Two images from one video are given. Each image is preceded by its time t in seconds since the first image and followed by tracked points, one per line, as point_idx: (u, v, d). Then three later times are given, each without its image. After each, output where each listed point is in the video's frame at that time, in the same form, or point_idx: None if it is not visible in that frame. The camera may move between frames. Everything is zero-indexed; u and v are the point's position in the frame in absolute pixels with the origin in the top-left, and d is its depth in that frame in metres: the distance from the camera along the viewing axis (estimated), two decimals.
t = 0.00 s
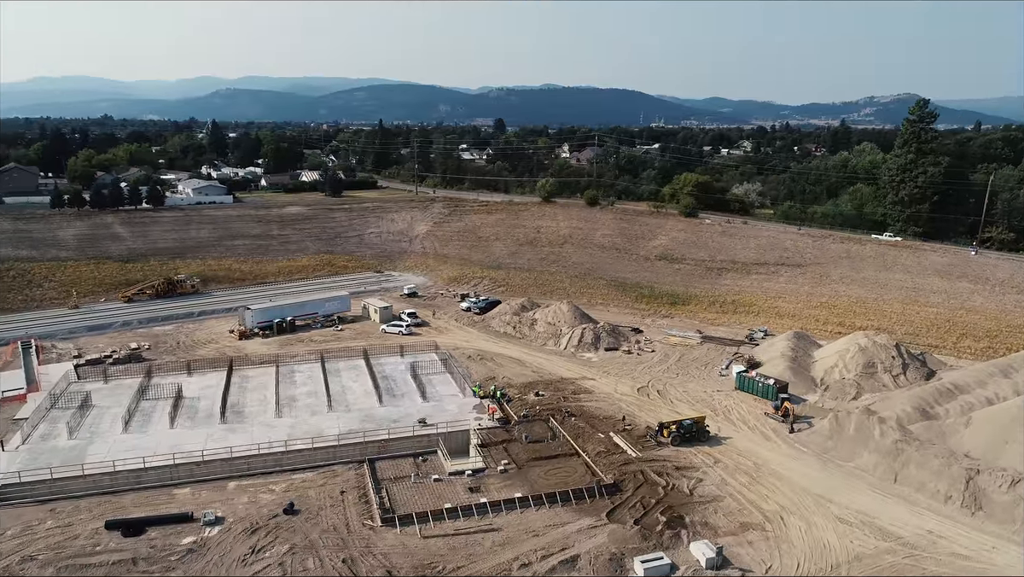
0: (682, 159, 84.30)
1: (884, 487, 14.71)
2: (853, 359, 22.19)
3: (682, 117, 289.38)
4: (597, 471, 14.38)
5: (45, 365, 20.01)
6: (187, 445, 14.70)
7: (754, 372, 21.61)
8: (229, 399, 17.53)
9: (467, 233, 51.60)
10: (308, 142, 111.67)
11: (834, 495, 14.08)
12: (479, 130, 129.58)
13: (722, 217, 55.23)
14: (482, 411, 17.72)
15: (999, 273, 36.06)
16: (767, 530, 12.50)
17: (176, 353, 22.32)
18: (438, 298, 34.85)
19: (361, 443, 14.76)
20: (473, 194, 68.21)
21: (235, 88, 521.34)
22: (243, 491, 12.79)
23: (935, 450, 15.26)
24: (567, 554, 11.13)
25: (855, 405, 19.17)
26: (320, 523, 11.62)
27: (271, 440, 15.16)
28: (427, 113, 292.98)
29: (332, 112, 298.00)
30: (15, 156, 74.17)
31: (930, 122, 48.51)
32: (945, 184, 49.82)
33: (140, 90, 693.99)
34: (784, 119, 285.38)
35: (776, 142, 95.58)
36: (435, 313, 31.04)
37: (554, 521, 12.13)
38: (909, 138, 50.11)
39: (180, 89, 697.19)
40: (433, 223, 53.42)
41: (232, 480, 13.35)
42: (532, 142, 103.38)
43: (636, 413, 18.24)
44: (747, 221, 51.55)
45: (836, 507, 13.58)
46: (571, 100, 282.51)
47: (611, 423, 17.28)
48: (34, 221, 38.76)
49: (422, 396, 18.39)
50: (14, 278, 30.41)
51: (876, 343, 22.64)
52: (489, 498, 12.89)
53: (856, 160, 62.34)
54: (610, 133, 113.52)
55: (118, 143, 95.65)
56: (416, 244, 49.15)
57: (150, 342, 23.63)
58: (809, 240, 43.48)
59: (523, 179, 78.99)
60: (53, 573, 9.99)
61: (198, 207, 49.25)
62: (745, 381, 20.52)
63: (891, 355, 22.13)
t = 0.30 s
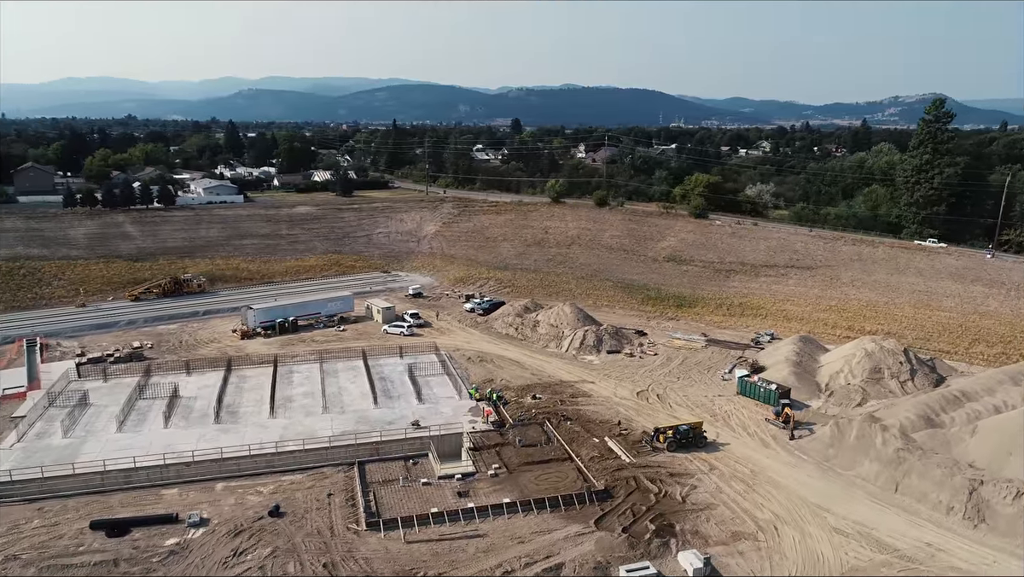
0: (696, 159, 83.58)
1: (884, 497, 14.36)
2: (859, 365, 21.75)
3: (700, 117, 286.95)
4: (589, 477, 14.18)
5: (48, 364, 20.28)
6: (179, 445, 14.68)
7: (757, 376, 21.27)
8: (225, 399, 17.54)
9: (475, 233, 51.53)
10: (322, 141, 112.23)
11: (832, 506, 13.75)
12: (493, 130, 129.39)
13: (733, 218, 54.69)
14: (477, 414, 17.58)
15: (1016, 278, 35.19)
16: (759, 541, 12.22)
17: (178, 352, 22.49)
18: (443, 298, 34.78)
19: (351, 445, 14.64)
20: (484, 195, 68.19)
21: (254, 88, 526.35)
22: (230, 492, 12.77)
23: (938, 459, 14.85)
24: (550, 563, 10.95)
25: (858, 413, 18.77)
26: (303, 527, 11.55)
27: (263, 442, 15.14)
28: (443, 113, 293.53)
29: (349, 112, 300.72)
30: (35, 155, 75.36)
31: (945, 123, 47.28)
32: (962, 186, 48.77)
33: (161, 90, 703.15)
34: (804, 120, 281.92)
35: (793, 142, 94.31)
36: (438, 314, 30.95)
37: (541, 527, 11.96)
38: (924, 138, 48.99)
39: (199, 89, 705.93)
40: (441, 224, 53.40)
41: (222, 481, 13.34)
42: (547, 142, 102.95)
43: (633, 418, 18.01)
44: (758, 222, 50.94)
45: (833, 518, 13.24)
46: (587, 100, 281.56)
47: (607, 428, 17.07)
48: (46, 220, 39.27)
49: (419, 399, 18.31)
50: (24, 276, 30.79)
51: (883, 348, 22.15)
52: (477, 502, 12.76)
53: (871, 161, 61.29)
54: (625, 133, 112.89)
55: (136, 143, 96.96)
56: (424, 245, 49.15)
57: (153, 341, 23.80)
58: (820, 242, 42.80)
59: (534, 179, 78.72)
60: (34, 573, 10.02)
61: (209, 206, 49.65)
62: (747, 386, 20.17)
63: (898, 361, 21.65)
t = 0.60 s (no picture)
0: (711, 160, 82.85)
1: (885, 507, 14.00)
2: (866, 370, 21.29)
3: (718, 117, 284.31)
4: (582, 483, 13.98)
5: (52, 362, 20.57)
6: (173, 445, 14.70)
7: (760, 381, 20.90)
8: (222, 399, 17.58)
9: (485, 234, 51.46)
10: (338, 141, 112.87)
11: (830, 516, 13.44)
12: (508, 130, 129.26)
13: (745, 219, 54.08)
14: (473, 417, 17.45)
15: None
16: (752, 551, 11.94)
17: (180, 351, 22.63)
18: (449, 299, 34.73)
19: (342, 447, 14.56)
20: (496, 197, 68.12)
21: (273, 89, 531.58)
22: (218, 493, 12.75)
23: (942, 469, 14.45)
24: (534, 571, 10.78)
25: (863, 420, 18.35)
26: (288, 530, 11.50)
27: (257, 442, 15.12)
28: (462, 113, 294.15)
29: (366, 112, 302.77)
30: (55, 155, 76.67)
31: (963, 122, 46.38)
32: (981, 187, 47.75)
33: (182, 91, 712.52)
34: (826, 120, 278.02)
35: (813, 143, 92.96)
36: (442, 314, 30.87)
37: (528, 534, 11.81)
38: (942, 138, 48.07)
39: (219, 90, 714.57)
40: (451, 224, 53.44)
41: (212, 481, 13.33)
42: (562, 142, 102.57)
43: (631, 422, 17.76)
44: (771, 224, 50.28)
45: (830, 529, 12.92)
46: (602, 100, 279.95)
47: (604, 433, 16.85)
48: (60, 219, 39.84)
49: (415, 401, 18.21)
50: (35, 274, 31.22)
51: (892, 354, 21.63)
52: (465, 507, 12.63)
53: (889, 162, 60.26)
54: (640, 133, 112.20)
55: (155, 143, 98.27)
56: (433, 245, 49.16)
57: (157, 340, 23.99)
58: (832, 244, 42.12)
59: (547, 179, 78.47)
60: (18, 572, 10.06)
61: (220, 206, 50.09)
62: (749, 391, 19.81)
63: (907, 367, 21.13)
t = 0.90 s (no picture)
0: (727, 160, 82.02)
1: (885, 518, 13.64)
2: (873, 376, 20.82)
3: (738, 117, 281.50)
4: (574, 488, 13.79)
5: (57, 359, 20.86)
6: (167, 445, 14.76)
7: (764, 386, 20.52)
8: (220, 399, 17.63)
9: (495, 234, 51.38)
10: (353, 141, 113.46)
11: (826, 526, 13.13)
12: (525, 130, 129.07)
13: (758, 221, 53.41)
14: (469, 420, 17.32)
15: None
16: (743, 562, 11.69)
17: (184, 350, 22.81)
18: (455, 300, 34.66)
19: (334, 449, 14.49)
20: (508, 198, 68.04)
21: (292, 89, 536.54)
22: (207, 494, 12.75)
23: (945, 479, 14.04)
24: None
25: (868, 427, 17.92)
26: (273, 532, 11.45)
27: (250, 443, 15.13)
28: (479, 113, 294.56)
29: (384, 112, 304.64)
30: (74, 154, 77.95)
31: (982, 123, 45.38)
32: (1000, 189, 46.68)
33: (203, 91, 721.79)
34: (849, 121, 273.89)
35: (834, 144, 91.51)
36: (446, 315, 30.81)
37: (514, 540, 11.66)
38: (960, 139, 47.11)
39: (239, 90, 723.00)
40: (461, 224, 53.45)
41: (203, 482, 13.34)
42: (578, 142, 102.16)
43: (629, 427, 17.52)
44: (784, 226, 49.60)
45: (826, 540, 12.61)
46: (619, 100, 278.77)
47: (600, 437, 16.65)
48: (74, 217, 40.43)
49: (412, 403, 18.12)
50: (47, 272, 31.68)
51: (901, 359, 21.12)
52: (453, 512, 12.50)
53: (908, 162, 59.20)
54: (657, 134, 111.41)
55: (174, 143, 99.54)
56: (442, 245, 49.14)
57: (162, 339, 24.19)
58: (845, 246, 41.38)
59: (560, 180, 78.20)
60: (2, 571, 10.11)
61: (232, 205, 50.53)
62: (752, 396, 19.46)
63: (916, 373, 20.62)
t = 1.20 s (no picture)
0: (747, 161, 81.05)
1: (884, 530, 13.30)
2: (880, 383, 20.36)
3: (757, 117, 278.40)
4: (564, 495, 13.62)
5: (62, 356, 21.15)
6: (160, 445, 14.80)
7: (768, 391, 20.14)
8: (217, 399, 17.68)
9: (504, 235, 51.28)
10: (368, 140, 113.94)
11: (822, 538, 12.81)
12: (541, 131, 128.80)
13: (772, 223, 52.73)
14: (464, 423, 17.21)
15: None
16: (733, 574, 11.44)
17: (185, 349, 22.96)
18: (461, 300, 34.61)
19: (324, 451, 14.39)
20: (520, 198, 67.89)
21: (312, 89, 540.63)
22: (195, 495, 12.75)
23: (949, 490, 13.64)
24: None
25: (873, 435, 17.51)
26: (257, 535, 11.42)
27: (243, 443, 15.12)
28: (498, 113, 295.23)
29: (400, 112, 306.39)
30: (93, 154, 79.10)
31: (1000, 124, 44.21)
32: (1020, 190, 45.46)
33: (223, 91, 730.14)
34: (877, 121, 269.71)
35: (858, 145, 90.10)
36: (451, 316, 30.76)
37: (500, 547, 11.52)
38: (978, 139, 46.00)
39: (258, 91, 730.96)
40: (471, 224, 53.40)
41: (193, 482, 13.34)
42: (593, 142, 101.64)
43: (627, 432, 17.29)
44: (798, 227, 48.90)
45: (821, 553, 12.30)
46: (637, 100, 277.32)
47: (595, 442, 16.45)
48: (87, 216, 41.00)
49: (409, 406, 18.02)
50: (58, 271, 32.12)
51: (910, 367, 20.57)
52: (440, 517, 12.38)
53: (927, 163, 58.09)
54: (674, 133, 110.54)
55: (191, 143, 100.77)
56: (451, 246, 49.15)
57: (165, 338, 24.37)
58: (858, 249, 40.58)
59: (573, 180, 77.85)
60: None
61: (243, 205, 50.91)
62: (754, 403, 19.09)
63: (924, 380, 20.09)
